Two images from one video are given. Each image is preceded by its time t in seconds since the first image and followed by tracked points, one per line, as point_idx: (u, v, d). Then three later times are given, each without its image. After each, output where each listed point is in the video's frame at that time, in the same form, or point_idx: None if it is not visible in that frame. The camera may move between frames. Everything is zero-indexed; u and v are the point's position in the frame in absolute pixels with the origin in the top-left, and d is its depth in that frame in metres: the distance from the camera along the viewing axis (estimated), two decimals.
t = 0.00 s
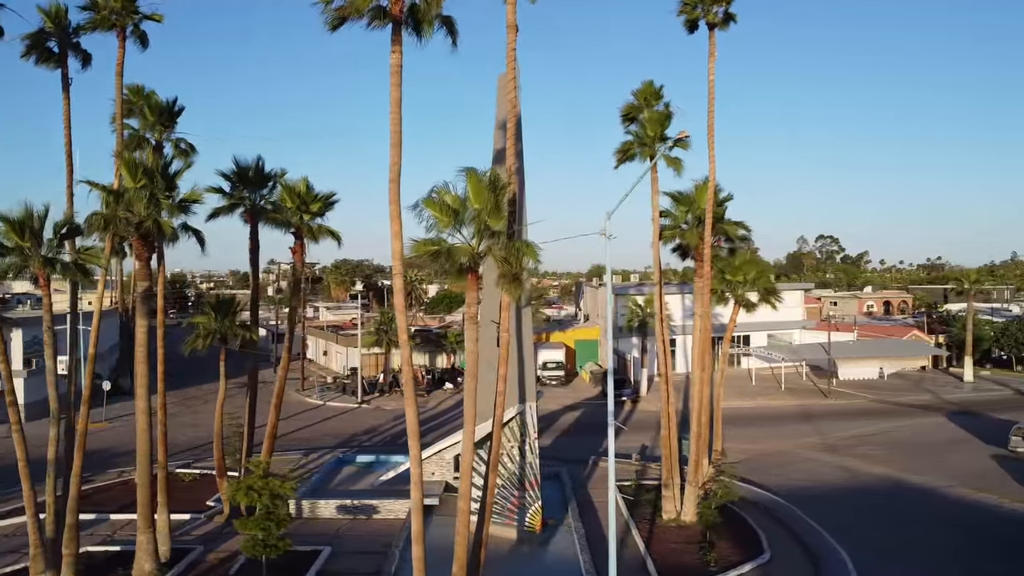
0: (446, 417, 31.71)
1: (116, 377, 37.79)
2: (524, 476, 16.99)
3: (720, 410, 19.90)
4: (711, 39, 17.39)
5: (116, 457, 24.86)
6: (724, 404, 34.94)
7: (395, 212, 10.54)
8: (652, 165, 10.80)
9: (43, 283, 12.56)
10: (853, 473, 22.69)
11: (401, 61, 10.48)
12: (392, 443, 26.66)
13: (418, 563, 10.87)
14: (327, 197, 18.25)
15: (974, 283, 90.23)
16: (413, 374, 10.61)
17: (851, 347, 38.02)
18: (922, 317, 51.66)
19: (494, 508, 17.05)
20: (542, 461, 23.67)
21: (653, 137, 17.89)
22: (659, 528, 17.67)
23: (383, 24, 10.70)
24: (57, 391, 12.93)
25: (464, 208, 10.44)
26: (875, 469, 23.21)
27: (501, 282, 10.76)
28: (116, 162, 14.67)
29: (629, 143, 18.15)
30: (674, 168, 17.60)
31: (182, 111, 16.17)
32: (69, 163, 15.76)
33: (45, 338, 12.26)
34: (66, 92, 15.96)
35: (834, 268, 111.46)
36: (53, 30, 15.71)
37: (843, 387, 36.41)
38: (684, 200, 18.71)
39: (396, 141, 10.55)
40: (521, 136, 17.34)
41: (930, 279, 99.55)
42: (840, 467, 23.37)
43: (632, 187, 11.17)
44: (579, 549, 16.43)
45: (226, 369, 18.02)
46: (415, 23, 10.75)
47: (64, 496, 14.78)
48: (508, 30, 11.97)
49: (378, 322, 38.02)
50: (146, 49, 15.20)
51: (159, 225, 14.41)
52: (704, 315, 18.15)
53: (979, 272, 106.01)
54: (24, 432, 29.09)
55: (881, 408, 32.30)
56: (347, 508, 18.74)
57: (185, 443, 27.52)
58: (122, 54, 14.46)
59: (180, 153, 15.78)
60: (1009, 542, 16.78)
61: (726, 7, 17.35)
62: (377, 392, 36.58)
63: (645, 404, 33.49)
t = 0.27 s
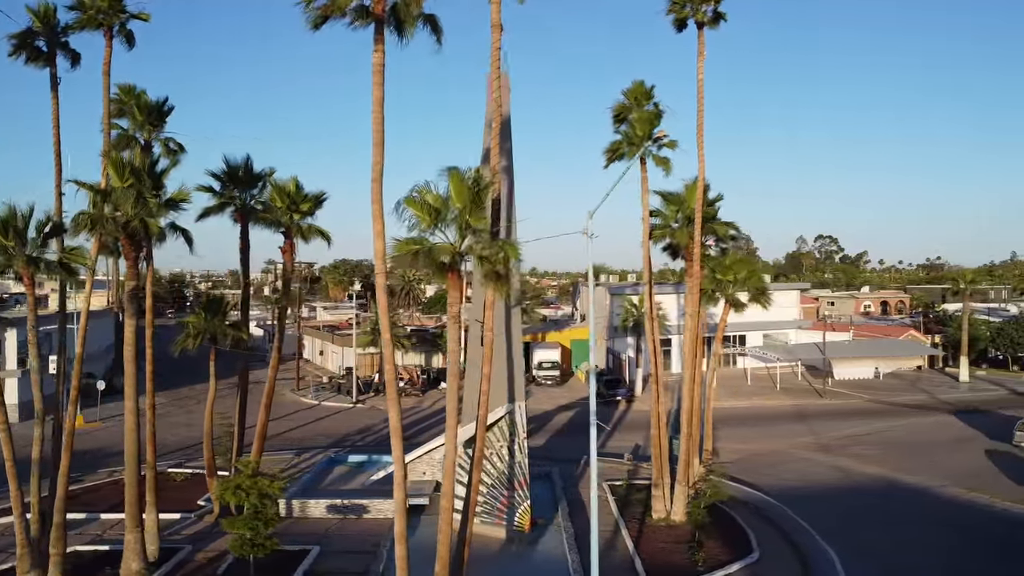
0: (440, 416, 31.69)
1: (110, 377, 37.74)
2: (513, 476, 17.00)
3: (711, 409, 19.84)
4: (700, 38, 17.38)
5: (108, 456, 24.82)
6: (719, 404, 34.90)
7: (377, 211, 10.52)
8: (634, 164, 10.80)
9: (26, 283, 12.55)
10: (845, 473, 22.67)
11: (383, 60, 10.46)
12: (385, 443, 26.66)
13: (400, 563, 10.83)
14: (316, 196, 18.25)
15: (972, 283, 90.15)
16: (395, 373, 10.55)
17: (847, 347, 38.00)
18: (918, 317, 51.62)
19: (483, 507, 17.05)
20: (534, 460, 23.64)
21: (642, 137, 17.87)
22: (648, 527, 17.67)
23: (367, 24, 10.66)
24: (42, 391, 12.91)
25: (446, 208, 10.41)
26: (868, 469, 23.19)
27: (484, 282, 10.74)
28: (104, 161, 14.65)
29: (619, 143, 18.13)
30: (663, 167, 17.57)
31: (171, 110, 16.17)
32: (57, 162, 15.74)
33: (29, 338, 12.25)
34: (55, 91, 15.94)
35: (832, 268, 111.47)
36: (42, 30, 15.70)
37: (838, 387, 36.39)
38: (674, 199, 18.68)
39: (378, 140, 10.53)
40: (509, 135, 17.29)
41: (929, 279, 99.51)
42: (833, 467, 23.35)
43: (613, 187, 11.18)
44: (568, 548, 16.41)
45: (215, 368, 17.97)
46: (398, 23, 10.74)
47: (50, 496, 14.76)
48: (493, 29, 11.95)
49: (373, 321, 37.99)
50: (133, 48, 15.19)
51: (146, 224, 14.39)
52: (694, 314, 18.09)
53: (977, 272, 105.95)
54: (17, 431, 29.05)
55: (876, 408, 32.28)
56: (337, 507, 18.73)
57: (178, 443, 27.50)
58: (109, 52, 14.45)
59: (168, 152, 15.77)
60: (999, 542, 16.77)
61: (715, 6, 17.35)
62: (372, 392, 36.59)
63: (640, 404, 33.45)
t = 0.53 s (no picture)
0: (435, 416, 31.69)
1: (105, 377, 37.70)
2: (503, 476, 17.01)
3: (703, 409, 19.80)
4: (690, 37, 17.37)
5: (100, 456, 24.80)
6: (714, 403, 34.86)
7: (360, 210, 10.51)
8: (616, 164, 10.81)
9: (12, 282, 12.55)
10: (837, 473, 22.64)
11: (366, 59, 10.45)
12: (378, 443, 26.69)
13: (385, 563, 10.79)
14: (307, 196, 18.25)
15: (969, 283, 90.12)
16: (378, 372, 10.51)
17: (842, 347, 37.99)
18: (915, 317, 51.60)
19: (473, 507, 17.05)
20: (526, 460, 23.62)
21: (632, 136, 17.85)
22: (639, 527, 17.66)
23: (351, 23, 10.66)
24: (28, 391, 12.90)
25: (429, 207, 10.40)
26: (860, 469, 23.17)
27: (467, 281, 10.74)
28: (92, 160, 14.64)
29: (608, 142, 18.11)
30: (653, 167, 17.55)
31: (160, 109, 16.16)
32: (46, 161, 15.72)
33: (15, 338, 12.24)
34: (43, 90, 15.92)
35: (831, 268, 111.40)
36: (31, 29, 15.68)
37: (833, 387, 36.38)
38: (665, 199, 18.67)
39: (362, 139, 10.52)
40: (499, 135, 17.26)
41: (927, 279, 99.51)
42: (825, 467, 23.33)
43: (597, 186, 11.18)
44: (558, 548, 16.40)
45: (205, 367, 17.94)
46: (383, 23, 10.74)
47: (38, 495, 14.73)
48: (478, 29, 11.95)
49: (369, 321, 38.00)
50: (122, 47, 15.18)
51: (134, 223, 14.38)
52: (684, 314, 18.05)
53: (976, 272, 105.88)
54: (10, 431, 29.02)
55: (871, 408, 32.23)
56: (328, 507, 18.71)
57: (171, 442, 27.47)
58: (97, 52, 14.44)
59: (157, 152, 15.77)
60: (989, 542, 16.76)
61: (704, 5, 17.34)
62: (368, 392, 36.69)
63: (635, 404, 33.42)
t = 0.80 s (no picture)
0: (429, 416, 31.70)
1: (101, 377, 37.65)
2: (493, 476, 17.01)
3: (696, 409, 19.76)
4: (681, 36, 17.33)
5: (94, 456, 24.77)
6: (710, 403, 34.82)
7: (345, 210, 10.49)
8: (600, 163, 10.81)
9: None
10: (831, 473, 22.63)
11: (351, 59, 10.44)
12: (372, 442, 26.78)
13: (370, 564, 10.75)
14: (298, 196, 18.24)
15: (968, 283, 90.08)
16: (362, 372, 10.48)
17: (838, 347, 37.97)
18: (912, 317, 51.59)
19: (463, 506, 17.04)
20: (519, 460, 23.62)
21: (623, 136, 17.82)
22: (630, 527, 17.66)
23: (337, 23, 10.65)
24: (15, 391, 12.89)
25: (414, 207, 10.39)
26: (854, 469, 23.15)
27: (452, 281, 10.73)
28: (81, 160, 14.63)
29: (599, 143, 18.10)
30: (644, 167, 17.53)
31: (150, 108, 16.14)
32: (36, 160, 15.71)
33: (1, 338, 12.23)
34: (33, 90, 15.90)
35: (830, 267, 111.37)
36: (20, 29, 15.66)
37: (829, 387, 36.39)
38: (656, 199, 18.65)
39: (346, 139, 10.50)
40: (489, 135, 17.24)
41: (925, 279, 99.48)
42: (819, 467, 23.30)
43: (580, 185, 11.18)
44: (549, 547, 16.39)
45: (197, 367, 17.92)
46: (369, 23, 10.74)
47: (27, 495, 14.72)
48: (464, 29, 11.92)
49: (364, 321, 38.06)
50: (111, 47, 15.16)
51: (122, 223, 14.37)
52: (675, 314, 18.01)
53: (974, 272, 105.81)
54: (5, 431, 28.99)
55: (867, 408, 32.19)
56: (319, 507, 18.69)
57: (165, 442, 27.44)
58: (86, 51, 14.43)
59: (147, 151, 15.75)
60: (980, 542, 16.74)
61: (695, 5, 17.33)
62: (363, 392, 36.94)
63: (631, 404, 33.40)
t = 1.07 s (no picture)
0: (426, 416, 31.72)
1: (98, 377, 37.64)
2: (487, 476, 16.97)
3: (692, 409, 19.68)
4: (675, 37, 17.31)
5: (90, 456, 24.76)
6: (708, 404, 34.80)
7: (335, 210, 10.49)
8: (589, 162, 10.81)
9: None
10: (826, 473, 22.62)
11: (340, 59, 10.43)
12: (368, 442, 26.79)
13: (361, 564, 10.72)
14: (291, 196, 18.25)
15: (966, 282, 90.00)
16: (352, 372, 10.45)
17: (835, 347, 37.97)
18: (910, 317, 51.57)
19: (457, 507, 17.02)
20: (515, 460, 23.62)
21: (617, 137, 17.81)
22: (624, 527, 17.65)
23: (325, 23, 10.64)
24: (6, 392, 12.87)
25: (404, 207, 10.39)
26: (849, 469, 23.15)
27: (442, 281, 10.71)
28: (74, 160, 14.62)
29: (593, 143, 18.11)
30: (637, 167, 17.54)
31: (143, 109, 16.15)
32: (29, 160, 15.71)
33: None
34: (26, 90, 15.90)
35: (829, 268, 111.33)
36: (13, 29, 15.66)
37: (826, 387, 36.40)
38: (650, 199, 18.66)
39: (336, 140, 10.50)
40: (483, 136, 17.23)
41: (924, 279, 99.42)
42: (815, 468, 23.29)
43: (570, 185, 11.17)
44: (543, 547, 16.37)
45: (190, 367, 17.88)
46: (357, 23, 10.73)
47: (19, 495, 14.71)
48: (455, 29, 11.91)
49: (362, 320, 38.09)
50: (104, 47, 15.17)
51: (114, 223, 14.37)
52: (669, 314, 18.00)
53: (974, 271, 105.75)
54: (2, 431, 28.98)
55: (864, 408, 32.18)
56: (314, 507, 18.69)
57: (162, 442, 27.44)
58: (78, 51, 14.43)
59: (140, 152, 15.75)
60: (974, 542, 16.74)
61: (690, 5, 17.31)
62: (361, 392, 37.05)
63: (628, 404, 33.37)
